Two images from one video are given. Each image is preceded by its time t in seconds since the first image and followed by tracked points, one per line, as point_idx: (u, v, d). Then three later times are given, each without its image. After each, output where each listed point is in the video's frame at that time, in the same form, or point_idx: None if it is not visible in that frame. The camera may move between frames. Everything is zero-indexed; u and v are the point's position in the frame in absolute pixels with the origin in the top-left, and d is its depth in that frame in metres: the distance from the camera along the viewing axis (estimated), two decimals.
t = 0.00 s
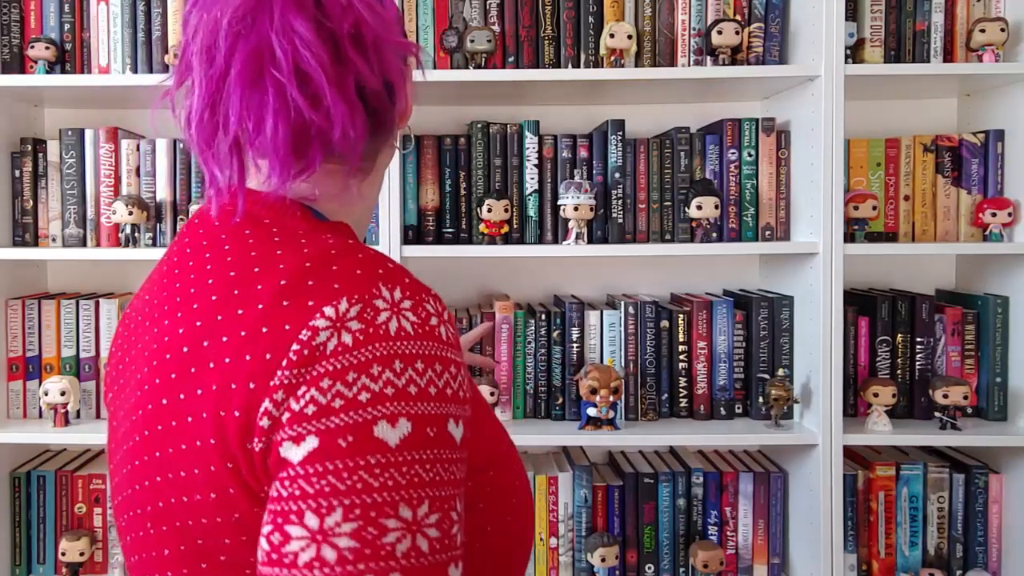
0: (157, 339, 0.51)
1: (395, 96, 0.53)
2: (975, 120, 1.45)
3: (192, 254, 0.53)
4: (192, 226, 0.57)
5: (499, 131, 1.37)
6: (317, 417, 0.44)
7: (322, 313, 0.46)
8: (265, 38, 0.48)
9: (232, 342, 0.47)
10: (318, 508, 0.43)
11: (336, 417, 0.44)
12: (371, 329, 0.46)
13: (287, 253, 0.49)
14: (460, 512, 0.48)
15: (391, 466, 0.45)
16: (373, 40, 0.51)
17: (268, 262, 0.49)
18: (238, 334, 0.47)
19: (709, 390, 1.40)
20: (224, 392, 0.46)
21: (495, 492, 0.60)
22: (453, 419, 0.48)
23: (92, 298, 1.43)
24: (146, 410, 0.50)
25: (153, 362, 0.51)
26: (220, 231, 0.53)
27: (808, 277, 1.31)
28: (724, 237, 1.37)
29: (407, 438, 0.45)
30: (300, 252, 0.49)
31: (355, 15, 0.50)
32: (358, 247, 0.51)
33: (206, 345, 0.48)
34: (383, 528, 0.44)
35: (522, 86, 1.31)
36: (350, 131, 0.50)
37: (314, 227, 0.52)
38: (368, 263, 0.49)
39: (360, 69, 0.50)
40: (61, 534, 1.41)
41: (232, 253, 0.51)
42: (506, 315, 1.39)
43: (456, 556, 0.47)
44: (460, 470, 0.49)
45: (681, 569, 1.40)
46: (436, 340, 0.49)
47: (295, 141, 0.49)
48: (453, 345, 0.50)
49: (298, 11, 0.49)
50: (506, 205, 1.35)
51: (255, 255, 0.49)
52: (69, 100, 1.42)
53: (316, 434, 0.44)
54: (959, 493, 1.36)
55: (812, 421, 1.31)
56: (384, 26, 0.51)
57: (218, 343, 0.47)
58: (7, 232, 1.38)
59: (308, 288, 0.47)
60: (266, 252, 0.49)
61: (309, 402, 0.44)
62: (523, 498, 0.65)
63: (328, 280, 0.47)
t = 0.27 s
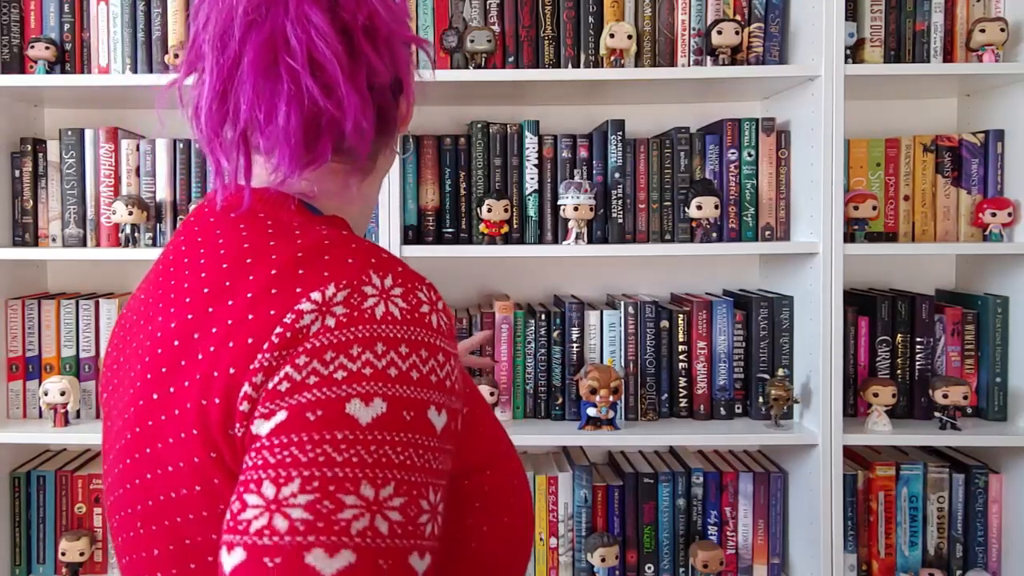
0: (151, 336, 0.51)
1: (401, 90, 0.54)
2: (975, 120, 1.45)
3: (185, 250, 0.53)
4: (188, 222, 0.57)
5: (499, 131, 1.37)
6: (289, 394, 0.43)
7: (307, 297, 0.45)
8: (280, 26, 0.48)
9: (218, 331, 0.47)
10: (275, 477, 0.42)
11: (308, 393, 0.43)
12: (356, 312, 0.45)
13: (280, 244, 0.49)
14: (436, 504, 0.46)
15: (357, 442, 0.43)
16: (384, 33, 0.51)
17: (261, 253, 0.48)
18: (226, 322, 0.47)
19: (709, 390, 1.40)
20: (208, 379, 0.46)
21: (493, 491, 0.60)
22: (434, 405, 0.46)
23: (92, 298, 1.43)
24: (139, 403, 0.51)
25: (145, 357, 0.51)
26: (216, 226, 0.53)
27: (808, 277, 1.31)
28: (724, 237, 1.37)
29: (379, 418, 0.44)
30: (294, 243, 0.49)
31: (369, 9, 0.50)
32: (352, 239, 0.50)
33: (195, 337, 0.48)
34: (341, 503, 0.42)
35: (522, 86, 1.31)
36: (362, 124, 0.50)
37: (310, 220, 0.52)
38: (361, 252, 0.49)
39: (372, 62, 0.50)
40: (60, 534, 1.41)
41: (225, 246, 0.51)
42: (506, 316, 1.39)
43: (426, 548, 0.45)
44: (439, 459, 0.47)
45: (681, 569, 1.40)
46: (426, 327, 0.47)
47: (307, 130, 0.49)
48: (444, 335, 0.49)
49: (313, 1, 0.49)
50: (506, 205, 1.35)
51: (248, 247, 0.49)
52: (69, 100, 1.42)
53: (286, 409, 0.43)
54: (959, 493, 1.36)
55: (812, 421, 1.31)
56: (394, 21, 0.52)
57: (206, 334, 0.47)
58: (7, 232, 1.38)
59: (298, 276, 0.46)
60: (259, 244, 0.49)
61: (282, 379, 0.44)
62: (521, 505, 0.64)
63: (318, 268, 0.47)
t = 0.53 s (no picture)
0: (139, 336, 0.51)
1: (393, 88, 0.53)
2: (975, 120, 1.45)
3: (178, 249, 0.53)
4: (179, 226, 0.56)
5: (499, 131, 1.37)
6: (260, 376, 0.42)
7: (286, 285, 0.45)
8: (262, 21, 0.49)
9: (201, 325, 0.46)
10: (240, 454, 0.40)
11: (279, 374, 0.42)
12: (334, 299, 0.44)
13: (266, 240, 0.48)
14: (409, 492, 0.44)
15: (326, 421, 0.41)
16: (372, 28, 0.51)
17: (246, 248, 0.48)
18: (207, 315, 0.46)
19: (709, 389, 1.40)
20: (189, 371, 0.45)
21: (483, 493, 0.59)
22: (410, 389, 0.45)
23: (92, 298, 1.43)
24: (127, 404, 0.50)
25: (135, 357, 0.50)
26: (206, 225, 0.52)
27: (808, 277, 1.31)
28: (724, 237, 1.37)
29: (351, 397, 0.42)
30: (280, 238, 0.48)
31: (355, 4, 0.50)
32: (338, 235, 0.49)
33: (179, 333, 0.47)
34: (304, 479, 0.40)
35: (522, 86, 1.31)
36: (345, 118, 0.50)
37: (300, 219, 0.51)
38: (347, 246, 0.48)
39: (356, 55, 0.50)
40: (60, 534, 1.41)
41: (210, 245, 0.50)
42: (506, 316, 1.39)
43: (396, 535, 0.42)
44: (415, 446, 0.45)
45: (681, 569, 1.40)
46: (407, 316, 0.46)
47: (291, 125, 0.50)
48: (427, 326, 0.48)
49: None
50: (506, 205, 1.35)
51: (235, 244, 0.49)
52: (69, 100, 1.42)
53: (255, 392, 0.42)
54: (959, 493, 1.36)
55: (812, 421, 1.31)
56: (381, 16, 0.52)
57: (189, 330, 0.47)
58: (7, 232, 1.38)
59: (280, 268, 0.46)
60: (246, 241, 0.49)
61: (255, 362, 0.43)
62: (514, 506, 0.63)
63: (300, 261, 0.46)
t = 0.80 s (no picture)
0: (130, 337, 0.51)
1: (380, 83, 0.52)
2: (975, 120, 1.45)
3: (170, 247, 0.53)
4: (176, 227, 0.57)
5: (499, 131, 1.37)
6: (232, 375, 0.42)
7: (266, 286, 0.45)
8: (242, 12, 0.48)
9: (183, 325, 0.46)
10: (205, 449, 0.40)
11: (251, 372, 0.42)
12: (312, 300, 0.44)
13: (254, 242, 0.48)
14: (378, 497, 0.42)
15: (292, 419, 0.40)
16: (356, 19, 0.50)
17: (234, 250, 0.48)
18: (190, 315, 0.46)
19: (709, 390, 1.40)
20: (168, 370, 0.45)
21: (471, 500, 0.58)
22: (383, 391, 0.44)
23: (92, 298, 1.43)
24: (115, 404, 0.50)
25: (125, 356, 0.50)
26: (198, 226, 0.52)
27: (808, 277, 1.31)
28: (724, 237, 1.37)
29: (319, 397, 0.41)
30: (267, 240, 0.48)
31: None
32: (327, 238, 0.49)
33: (166, 333, 0.47)
34: (265, 475, 0.39)
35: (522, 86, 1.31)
36: (325, 108, 0.49)
37: (294, 219, 0.52)
38: (333, 249, 0.48)
39: (335, 45, 0.49)
40: (60, 534, 1.41)
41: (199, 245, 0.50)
42: (506, 316, 1.39)
43: (361, 539, 0.41)
44: (387, 450, 0.43)
45: (682, 569, 1.40)
46: (387, 319, 0.46)
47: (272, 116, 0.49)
48: (409, 332, 0.47)
49: None
50: (506, 204, 1.35)
51: (224, 244, 0.49)
52: (70, 100, 1.42)
53: (226, 390, 0.42)
54: (959, 493, 1.36)
55: (812, 421, 1.31)
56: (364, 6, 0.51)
57: (174, 329, 0.47)
58: (7, 232, 1.38)
59: (263, 269, 0.46)
60: (235, 242, 0.49)
61: (228, 361, 0.43)
62: (505, 511, 0.63)
63: (284, 262, 0.46)
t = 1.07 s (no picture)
0: (125, 336, 0.51)
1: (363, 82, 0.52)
2: (975, 120, 1.45)
3: (169, 246, 0.53)
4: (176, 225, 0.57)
5: (499, 131, 1.37)
6: (216, 381, 0.42)
7: (253, 289, 0.45)
8: (218, 11, 0.49)
9: (172, 326, 0.46)
10: (187, 458, 0.40)
11: (234, 379, 0.42)
12: (298, 305, 0.44)
13: (246, 243, 0.48)
14: (358, 507, 0.43)
15: (271, 429, 0.40)
16: (334, 15, 0.50)
17: (225, 251, 0.48)
18: (179, 315, 0.46)
19: (709, 390, 1.40)
20: (157, 370, 0.46)
21: (461, 505, 0.58)
22: (365, 399, 0.44)
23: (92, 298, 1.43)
24: (110, 401, 0.51)
25: (121, 354, 0.51)
26: (192, 226, 0.53)
27: (808, 277, 1.31)
28: (724, 237, 1.37)
29: (299, 407, 0.41)
30: (258, 241, 0.48)
31: None
32: (318, 240, 0.49)
33: (156, 333, 0.47)
34: (242, 487, 0.39)
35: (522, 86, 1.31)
36: (300, 105, 0.49)
37: (289, 220, 0.52)
38: (323, 251, 0.48)
39: (311, 40, 0.49)
40: (61, 534, 1.41)
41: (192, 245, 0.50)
42: (506, 316, 1.39)
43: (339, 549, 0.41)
44: (369, 459, 0.44)
45: (682, 569, 1.40)
46: (373, 326, 0.45)
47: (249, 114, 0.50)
48: (396, 338, 0.47)
49: None
50: (506, 204, 1.35)
51: (217, 245, 0.49)
52: (69, 100, 1.42)
53: (208, 395, 0.42)
54: (959, 493, 1.36)
55: (812, 421, 1.31)
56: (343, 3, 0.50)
57: (164, 330, 0.47)
58: (7, 232, 1.38)
59: (251, 270, 0.46)
60: (228, 242, 0.49)
61: (212, 367, 0.43)
62: (500, 517, 0.63)
63: (272, 264, 0.46)
